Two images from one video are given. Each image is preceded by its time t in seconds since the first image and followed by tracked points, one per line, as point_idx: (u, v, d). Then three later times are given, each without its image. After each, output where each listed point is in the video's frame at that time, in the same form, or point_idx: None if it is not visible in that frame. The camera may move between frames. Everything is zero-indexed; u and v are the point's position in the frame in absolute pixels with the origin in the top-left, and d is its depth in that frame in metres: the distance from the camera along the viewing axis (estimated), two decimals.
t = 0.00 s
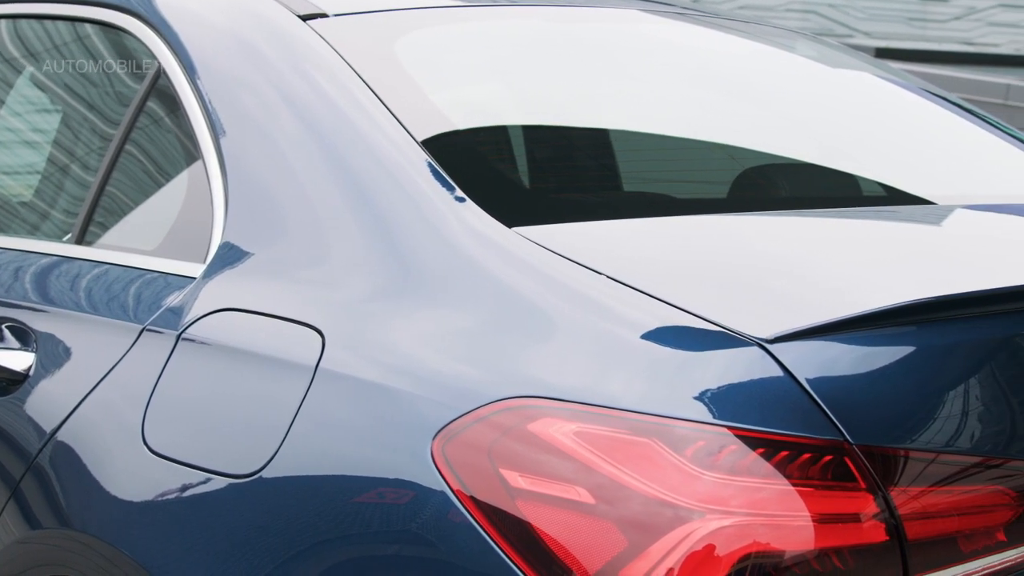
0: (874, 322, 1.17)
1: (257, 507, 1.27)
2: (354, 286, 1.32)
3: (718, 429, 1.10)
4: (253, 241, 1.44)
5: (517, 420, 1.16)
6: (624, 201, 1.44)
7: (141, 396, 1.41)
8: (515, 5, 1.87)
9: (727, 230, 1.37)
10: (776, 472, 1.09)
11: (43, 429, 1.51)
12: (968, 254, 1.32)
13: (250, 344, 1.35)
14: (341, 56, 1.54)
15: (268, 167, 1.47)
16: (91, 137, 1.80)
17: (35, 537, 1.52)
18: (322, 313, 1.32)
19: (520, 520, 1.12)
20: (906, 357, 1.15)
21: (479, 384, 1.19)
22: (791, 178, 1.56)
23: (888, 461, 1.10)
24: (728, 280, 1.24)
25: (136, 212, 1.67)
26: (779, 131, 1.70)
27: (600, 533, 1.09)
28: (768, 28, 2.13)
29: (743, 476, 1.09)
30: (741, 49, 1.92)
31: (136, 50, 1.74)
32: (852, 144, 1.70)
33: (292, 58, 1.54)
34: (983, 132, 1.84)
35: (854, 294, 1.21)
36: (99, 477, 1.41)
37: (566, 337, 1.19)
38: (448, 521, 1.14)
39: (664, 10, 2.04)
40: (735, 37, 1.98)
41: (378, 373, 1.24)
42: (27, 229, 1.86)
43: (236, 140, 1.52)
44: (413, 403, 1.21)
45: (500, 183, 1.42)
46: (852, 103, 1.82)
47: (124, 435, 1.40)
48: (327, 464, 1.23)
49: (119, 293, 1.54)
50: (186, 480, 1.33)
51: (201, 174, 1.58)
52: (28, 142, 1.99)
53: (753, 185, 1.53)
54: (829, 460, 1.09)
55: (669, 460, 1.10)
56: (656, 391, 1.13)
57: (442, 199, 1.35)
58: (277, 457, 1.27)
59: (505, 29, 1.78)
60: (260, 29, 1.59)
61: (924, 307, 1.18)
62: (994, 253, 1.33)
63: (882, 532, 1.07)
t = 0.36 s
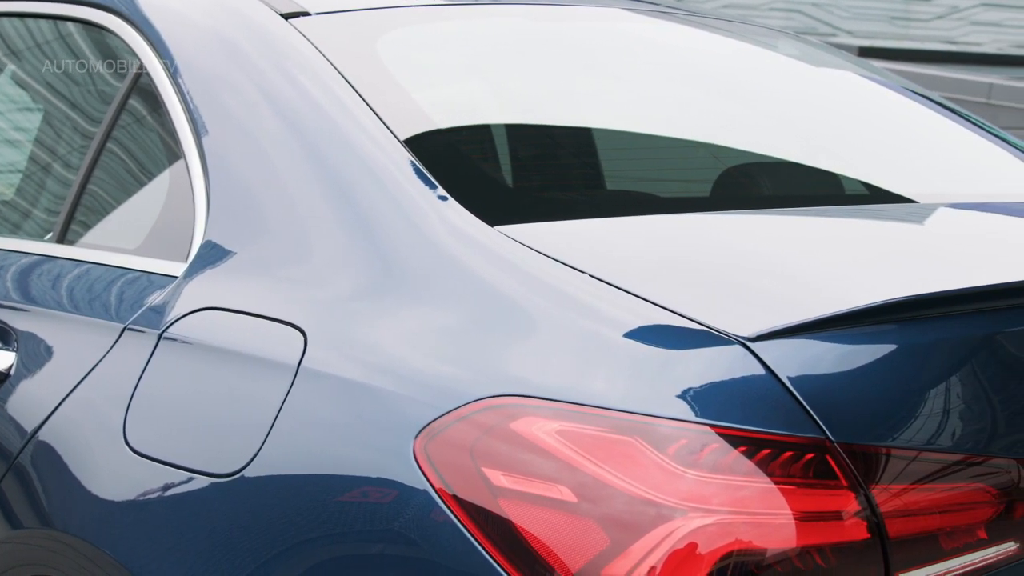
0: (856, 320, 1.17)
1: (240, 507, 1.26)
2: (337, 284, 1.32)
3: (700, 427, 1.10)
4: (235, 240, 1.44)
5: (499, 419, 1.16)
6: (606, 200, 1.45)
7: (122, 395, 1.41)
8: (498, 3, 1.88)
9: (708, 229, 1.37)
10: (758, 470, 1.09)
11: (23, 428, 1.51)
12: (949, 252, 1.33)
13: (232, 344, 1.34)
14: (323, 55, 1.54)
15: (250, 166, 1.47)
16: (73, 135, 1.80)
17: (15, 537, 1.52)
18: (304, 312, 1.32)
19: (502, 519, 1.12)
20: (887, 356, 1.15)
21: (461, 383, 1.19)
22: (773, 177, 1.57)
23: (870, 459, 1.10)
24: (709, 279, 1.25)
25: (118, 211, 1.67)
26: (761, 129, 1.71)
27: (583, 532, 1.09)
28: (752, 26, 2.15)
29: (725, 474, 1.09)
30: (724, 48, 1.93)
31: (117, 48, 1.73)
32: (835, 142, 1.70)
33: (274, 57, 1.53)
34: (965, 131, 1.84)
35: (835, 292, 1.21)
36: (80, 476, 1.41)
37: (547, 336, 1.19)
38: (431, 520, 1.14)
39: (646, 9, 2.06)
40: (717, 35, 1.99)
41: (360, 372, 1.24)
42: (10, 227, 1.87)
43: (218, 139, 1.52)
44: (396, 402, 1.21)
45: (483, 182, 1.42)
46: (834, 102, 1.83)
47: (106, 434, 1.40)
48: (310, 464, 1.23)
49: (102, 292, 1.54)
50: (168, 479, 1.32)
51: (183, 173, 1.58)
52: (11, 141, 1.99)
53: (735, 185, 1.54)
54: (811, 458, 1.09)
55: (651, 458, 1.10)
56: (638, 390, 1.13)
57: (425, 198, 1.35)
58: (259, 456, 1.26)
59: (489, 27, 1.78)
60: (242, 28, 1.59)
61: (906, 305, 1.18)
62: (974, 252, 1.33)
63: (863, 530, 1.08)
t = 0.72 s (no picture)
0: (837, 318, 1.17)
1: (221, 506, 1.26)
2: (319, 283, 1.32)
3: (681, 425, 1.10)
4: (216, 238, 1.44)
5: (480, 417, 1.16)
6: (588, 197, 1.45)
7: (103, 394, 1.41)
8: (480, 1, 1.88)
9: (689, 227, 1.37)
10: (739, 468, 1.09)
11: (4, 427, 1.50)
12: (929, 250, 1.33)
13: (213, 342, 1.34)
14: (305, 54, 1.54)
15: (231, 165, 1.46)
16: (54, 133, 1.80)
17: None
18: (286, 310, 1.31)
19: (483, 517, 1.12)
20: (868, 353, 1.15)
21: (442, 381, 1.19)
22: (755, 175, 1.58)
23: (851, 457, 1.10)
24: (690, 276, 1.25)
25: (100, 209, 1.67)
26: (742, 126, 1.73)
27: (564, 529, 1.09)
28: (733, 25, 2.16)
29: (706, 472, 1.09)
30: (705, 47, 1.94)
31: (98, 46, 1.73)
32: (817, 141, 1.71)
33: (255, 55, 1.53)
34: (947, 129, 1.85)
35: (816, 290, 1.21)
36: (60, 475, 1.41)
37: (528, 334, 1.19)
38: (413, 518, 1.14)
39: (629, 7, 2.07)
40: (698, 33, 2.01)
41: (342, 370, 1.24)
42: None
43: (200, 137, 1.52)
44: (378, 401, 1.21)
45: (465, 180, 1.42)
46: (816, 101, 1.83)
47: (87, 433, 1.40)
48: (292, 462, 1.23)
49: (83, 291, 1.54)
50: (149, 478, 1.32)
51: (164, 172, 1.57)
52: None
53: (717, 183, 1.54)
54: (791, 455, 1.09)
55: (632, 456, 1.10)
56: (619, 388, 1.13)
57: (407, 196, 1.35)
58: (240, 454, 1.26)
59: (471, 24, 1.79)
60: (224, 26, 1.58)
61: (886, 303, 1.18)
62: (955, 249, 1.34)
63: (844, 527, 1.08)
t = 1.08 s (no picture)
0: (818, 315, 1.17)
1: (203, 504, 1.26)
2: (302, 280, 1.32)
3: (663, 422, 1.10)
4: (198, 236, 1.44)
5: (461, 415, 1.16)
6: (569, 195, 1.45)
7: (85, 392, 1.41)
8: None
9: (671, 224, 1.38)
10: (720, 465, 1.09)
11: None
12: (911, 248, 1.33)
13: (194, 340, 1.34)
14: (287, 51, 1.53)
15: (213, 162, 1.46)
16: (36, 131, 1.80)
17: None
18: (268, 308, 1.31)
19: (465, 514, 1.12)
20: (850, 350, 1.15)
21: (424, 379, 1.19)
22: (739, 172, 1.58)
23: (832, 453, 1.10)
24: (670, 273, 1.25)
25: (82, 207, 1.67)
26: (724, 124, 1.74)
27: (546, 526, 1.09)
28: (716, 22, 2.17)
29: (687, 469, 1.09)
30: (688, 45, 1.95)
31: (79, 43, 1.72)
32: (799, 139, 1.72)
33: (236, 52, 1.52)
34: (929, 127, 1.86)
35: (797, 287, 1.21)
36: (42, 473, 1.41)
37: (509, 331, 1.19)
38: (395, 515, 1.14)
39: (612, 4, 2.07)
40: (680, 30, 2.02)
41: (324, 368, 1.24)
42: None
43: (182, 135, 1.52)
44: (360, 398, 1.21)
45: (448, 178, 1.42)
46: (798, 99, 1.84)
47: (70, 431, 1.40)
48: (274, 459, 1.23)
49: (65, 289, 1.53)
50: (130, 476, 1.32)
51: (146, 169, 1.57)
52: None
53: (700, 180, 1.54)
54: (773, 452, 1.09)
55: (614, 453, 1.10)
56: (600, 385, 1.13)
57: (389, 193, 1.35)
58: (222, 452, 1.26)
59: (453, 21, 1.79)
60: (205, 23, 1.58)
61: (868, 300, 1.19)
62: (936, 246, 1.34)
63: (825, 523, 1.08)
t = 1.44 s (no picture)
0: (799, 310, 1.17)
1: (186, 500, 1.26)
2: (283, 277, 1.31)
3: (645, 417, 1.10)
4: (178, 232, 1.43)
5: (442, 411, 1.16)
6: (551, 190, 1.45)
7: (66, 389, 1.41)
8: None
9: (652, 220, 1.38)
10: (701, 460, 1.09)
11: None
12: (891, 243, 1.34)
13: (174, 336, 1.34)
14: (268, 47, 1.53)
15: (195, 159, 1.46)
16: (17, 127, 1.80)
17: None
18: (249, 304, 1.31)
19: (447, 510, 1.12)
20: (831, 345, 1.15)
21: (406, 375, 1.18)
22: (720, 169, 1.58)
23: (813, 448, 1.10)
24: (651, 268, 1.25)
25: (64, 203, 1.67)
26: (706, 119, 1.75)
27: (527, 523, 1.09)
28: (697, 18, 2.18)
29: (668, 464, 1.09)
30: (669, 41, 1.96)
31: (59, 39, 1.72)
32: (781, 136, 1.72)
33: (217, 48, 1.52)
34: (911, 123, 1.87)
35: (778, 283, 1.21)
36: (25, 471, 1.41)
37: (491, 327, 1.19)
38: (377, 512, 1.14)
39: None
40: (661, 26, 2.03)
41: (305, 364, 1.24)
42: None
43: (163, 131, 1.51)
44: (342, 395, 1.20)
45: (430, 175, 1.42)
46: (779, 96, 1.85)
47: (53, 428, 1.40)
48: (256, 456, 1.23)
49: (46, 284, 1.53)
50: (112, 473, 1.32)
51: (126, 166, 1.57)
52: None
53: (682, 176, 1.54)
54: (754, 447, 1.09)
55: (595, 449, 1.10)
56: (581, 381, 1.13)
57: (371, 189, 1.34)
58: (203, 448, 1.26)
59: (435, 17, 1.79)
60: (186, 19, 1.57)
61: (849, 295, 1.19)
62: (916, 242, 1.34)
63: (806, 519, 1.08)
